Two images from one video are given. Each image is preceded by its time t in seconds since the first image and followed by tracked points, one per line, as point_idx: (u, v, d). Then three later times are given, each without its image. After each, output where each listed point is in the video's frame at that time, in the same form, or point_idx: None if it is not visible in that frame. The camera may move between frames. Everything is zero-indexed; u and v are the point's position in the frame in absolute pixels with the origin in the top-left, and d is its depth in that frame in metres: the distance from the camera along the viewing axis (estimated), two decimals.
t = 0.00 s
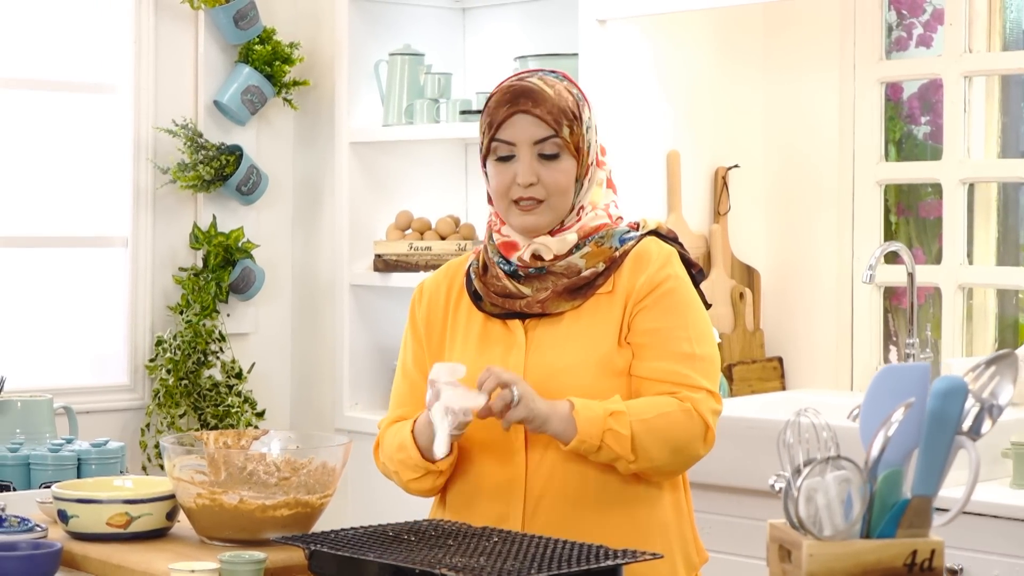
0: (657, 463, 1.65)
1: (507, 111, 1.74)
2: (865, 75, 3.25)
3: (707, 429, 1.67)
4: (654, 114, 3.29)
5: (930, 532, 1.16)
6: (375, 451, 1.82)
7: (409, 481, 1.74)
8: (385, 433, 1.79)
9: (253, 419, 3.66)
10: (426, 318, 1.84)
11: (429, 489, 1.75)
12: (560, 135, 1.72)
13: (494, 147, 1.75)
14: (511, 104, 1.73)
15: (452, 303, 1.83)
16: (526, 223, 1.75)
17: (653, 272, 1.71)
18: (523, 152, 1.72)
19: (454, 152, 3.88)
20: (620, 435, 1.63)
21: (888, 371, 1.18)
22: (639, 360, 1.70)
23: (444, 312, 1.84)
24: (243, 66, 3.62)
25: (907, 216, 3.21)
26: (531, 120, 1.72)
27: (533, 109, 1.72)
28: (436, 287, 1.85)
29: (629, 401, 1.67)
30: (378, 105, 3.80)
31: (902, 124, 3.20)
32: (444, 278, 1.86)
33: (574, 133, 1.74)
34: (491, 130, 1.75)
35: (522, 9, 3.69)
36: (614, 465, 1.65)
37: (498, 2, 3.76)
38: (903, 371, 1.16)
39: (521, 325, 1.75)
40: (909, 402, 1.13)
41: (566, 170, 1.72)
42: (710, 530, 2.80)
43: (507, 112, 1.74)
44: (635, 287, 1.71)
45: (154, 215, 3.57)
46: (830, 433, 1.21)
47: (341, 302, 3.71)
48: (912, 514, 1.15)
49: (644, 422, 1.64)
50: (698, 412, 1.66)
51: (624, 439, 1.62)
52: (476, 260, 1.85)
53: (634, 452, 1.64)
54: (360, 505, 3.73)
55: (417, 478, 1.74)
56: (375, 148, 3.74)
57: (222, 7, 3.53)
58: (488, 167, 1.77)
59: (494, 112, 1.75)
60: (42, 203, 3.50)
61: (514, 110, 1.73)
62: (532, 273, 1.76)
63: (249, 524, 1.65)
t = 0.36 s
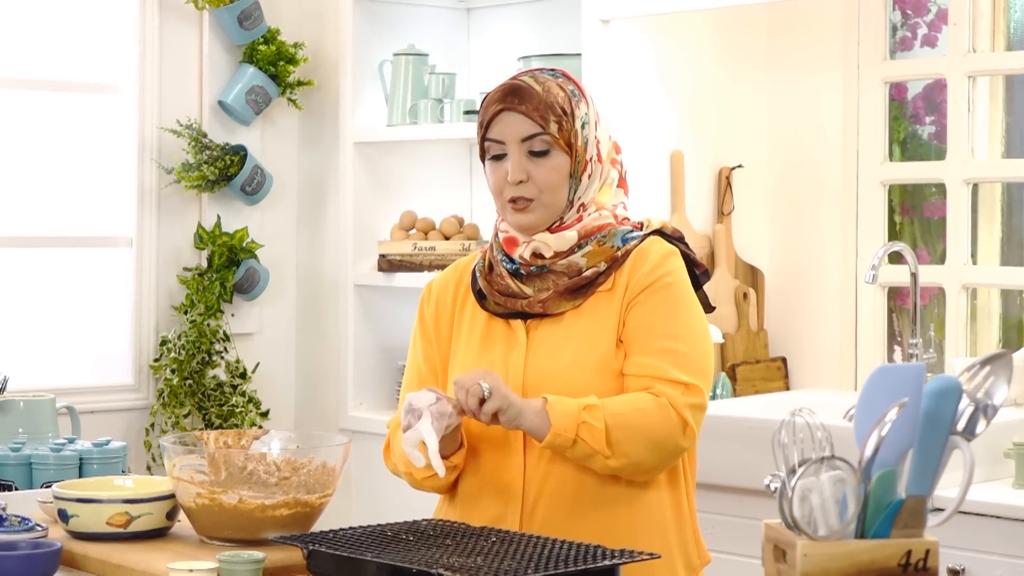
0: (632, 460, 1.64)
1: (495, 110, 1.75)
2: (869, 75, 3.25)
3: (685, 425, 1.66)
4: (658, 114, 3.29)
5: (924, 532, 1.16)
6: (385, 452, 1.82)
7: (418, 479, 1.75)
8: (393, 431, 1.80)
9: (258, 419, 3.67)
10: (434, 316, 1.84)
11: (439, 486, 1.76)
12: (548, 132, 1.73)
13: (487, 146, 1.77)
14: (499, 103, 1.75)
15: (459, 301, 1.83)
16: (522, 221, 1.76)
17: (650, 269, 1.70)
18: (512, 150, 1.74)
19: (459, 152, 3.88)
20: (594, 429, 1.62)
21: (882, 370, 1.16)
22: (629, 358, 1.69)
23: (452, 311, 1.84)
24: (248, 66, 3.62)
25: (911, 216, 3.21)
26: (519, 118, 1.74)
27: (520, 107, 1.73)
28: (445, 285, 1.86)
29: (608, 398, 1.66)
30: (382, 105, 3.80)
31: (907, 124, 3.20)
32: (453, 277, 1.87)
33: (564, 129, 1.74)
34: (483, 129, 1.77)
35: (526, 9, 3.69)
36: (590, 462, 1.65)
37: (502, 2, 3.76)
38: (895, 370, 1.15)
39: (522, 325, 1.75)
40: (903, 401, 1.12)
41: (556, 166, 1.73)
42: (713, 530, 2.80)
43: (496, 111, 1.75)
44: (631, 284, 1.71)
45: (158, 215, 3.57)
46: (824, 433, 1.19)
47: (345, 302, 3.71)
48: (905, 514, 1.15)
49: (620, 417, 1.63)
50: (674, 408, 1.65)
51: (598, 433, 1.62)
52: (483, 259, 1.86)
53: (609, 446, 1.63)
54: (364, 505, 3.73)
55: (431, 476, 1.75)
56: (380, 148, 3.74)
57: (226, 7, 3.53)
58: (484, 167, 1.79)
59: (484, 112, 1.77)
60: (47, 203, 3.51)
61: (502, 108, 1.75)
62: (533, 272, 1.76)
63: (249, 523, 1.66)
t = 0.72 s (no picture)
0: (631, 449, 1.63)
1: (499, 104, 1.76)
2: (872, 76, 3.24)
3: (683, 413, 1.64)
4: (662, 114, 3.28)
5: (919, 532, 1.16)
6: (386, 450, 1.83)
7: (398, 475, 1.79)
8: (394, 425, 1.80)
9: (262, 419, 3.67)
10: (438, 313, 1.84)
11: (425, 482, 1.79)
12: (550, 127, 1.73)
13: (490, 141, 1.78)
14: (503, 98, 1.76)
15: (462, 300, 1.83)
16: (523, 217, 1.76)
17: (649, 265, 1.70)
18: (514, 144, 1.74)
19: (463, 152, 3.88)
20: (590, 418, 1.61)
21: (877, 370, 1.16)
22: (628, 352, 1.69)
23: (455, 307, 1.84)
24: (252, 66, 3.62)
25: (915, 216, 3.20)
26: (522, 112, 1.74)
27: (523, 101, 1.74)
28: (449, 282, 1.86)
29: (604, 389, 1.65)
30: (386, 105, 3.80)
31: (911, 124, 3.19)
32: (458, 274, 1.87)
33: (566, 125, 1.75)
34: (487, 125, 1.78)
35: (530, 8, 3.69)
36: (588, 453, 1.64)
37: (506, 2, 3.76)
38: (891, 369, 1.15)
39: (524, 324, 1.75)
40: (896, 401, 1.12)
41: (558, 161, 1.73)
42: (715, 530, 2.80)
43: (500, 106, 1.76)
44: (631, 279, 1.71)
45: (162, 216, 3.58)
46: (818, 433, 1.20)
47: (349, 302, 3.72)
48: (900, 514, 1.15)
49: (615, 405, 1.62)
50: (671, 397, 1.63)
51: (594, 422, 1.61)
52: (486, 259, 1.86)
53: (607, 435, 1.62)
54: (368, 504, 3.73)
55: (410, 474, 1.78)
56: (384, 148, 3.75)
57: (230, 7, 3.53)
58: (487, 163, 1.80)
59: (489, 107, 1.78)
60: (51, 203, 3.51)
61: (505, 104, 1.76)
62: (536, 271, 1.77)
63: (248, 523, 1.66)
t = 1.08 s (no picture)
0: (627, 443, 1.63)
1: (500, 106, 1.76)
2: (875, 75, 3.24)
3: (681, 412, 1.64)
4: (664, 114, 3.29)
5: (911, 532, 1.16)
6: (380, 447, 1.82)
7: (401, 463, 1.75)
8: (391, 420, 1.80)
9: (264, 419, 3.68)
10: (438, 313, 1.85)
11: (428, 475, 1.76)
12: (552, 129, 1.73)
13: (492, 142, 1.78)
14: (504, 99, 1.76)
15: (462, 300, 1.83)
16: (524, 218, 1.76)
17: (649, 265, 1.71)
18: (516, 146, 1.74)
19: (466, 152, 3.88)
20: (586, 410, 1.61)
21: (870, 370, 1.16)
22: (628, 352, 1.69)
23: (455, 306, 1.84)
24: (255, 66, 3.63)
25: (918, 216, 3.19)
26: (523, 114, 1.74)
27: (525, 103, 1.74)
28: (449, 281, 1.86)
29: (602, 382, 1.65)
30: (389, 105, 3.80)
31: (914, 124, 3.18)
32: (458, 274, 1.87)
33: (568, 126, 1.74)
34: (488, 125, 1.78)
35: (532, 8, 3.68)
36: (581, 444, 1.63)
37: (509, 2, 3.76)
38: (884, 368, 1.15)
39: (523, 323, 1.76)
40: (888, 401, 1.13)
41: (559, 163, 1.73)
42: (716, 530, 2.80)
43: (501, 107, 1.76)
44: (630, 280, 1.71)
45: (166, 215, 3.58)
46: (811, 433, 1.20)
47: (353, 302, 3.72)
48: (892, 514, 1.15)
49: (613, 399, 1.62)
50: (670, 394, 1.63)
51: (590, 414, 1.61)
52: (486, 259, 1.86)
53: (602, 430, 1.62)
54: (370, 504, 3.74)
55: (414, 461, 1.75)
56: (387, 148, 3.75)
57: (233, 8, 3.54)
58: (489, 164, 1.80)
59: (490, 108, 1.78)
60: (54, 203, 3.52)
61: (507, 105, 1.76)
62: (535, 271, 1.76)
63: (246, 522, 1.66)
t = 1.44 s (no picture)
0: (632, 446, 1.63)
1: (499, 106, 1.76)
2: (877, 76, 3.24)
3: (684, 414, 1.65)
4: (666, 115, 3.29)
5: (904, 532, 1.16)
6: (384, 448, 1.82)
7: (419, 460, 1.74)
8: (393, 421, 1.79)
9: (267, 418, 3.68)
10: (438, 312, 1.85)
11: (441, 471, 1.76)
12: (550, 129, 1.73)
13: (491, 142, 1.78)
14: (503, 99, 1.76)
15: (461, 300, 1.83)
16: (522, 218, 1.76)
17: (648, 266, 1.71)
18: (514, 146, 1.74)
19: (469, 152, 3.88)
20: (588, 420, 1.62)
21: (862, 370, 1.17)
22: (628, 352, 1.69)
23: (455, 304, 1.84)
24: (258, 66, 3.63)
25: (921, 216, 3.19)
26: (522, 114, 1.74)
27: (523, 103, 1.74)
28: (449, 281, 1.86)
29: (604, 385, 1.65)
30: (392, 106, 3.81)
31: (917, 124, 3.18)
32: (457, 274, 1.87)
33: (566, 127, 1.75)
34: (487, 125, 1.79)
35: (536, 8, 3.68)
36: (586, 448, 1.64)
37: (512, 2, 3.76)
38: (877, 369, 1.16)
39: (522, 323, 1.76)
40: (880, 401, 1.13)
41: (557, 164, 1.73)
42: (717, 530, 2.80)
43: (500, 107, 1.76)
44: (629, 281, 1.71)
45: (169, 215, 3.59)
46: (805, 433, 1.18)
47: (356, 302, 3.72)
48: (885, 514, 1.15)
49: (617, 405, 1.62)
50: (673, 396, 1.64)
51: (592, 424, 1.62)
52: (485, 259, 1.86)
53: (605, 436, 1.63)
54: (373, 504, 3.74)
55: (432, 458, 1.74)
56: (390, 148, 3.75)
57: (237, 8, 3.54)
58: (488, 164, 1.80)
59: (489, 108, 1.78)
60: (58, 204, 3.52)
61: (506, 105, 1.76)
62: (533, 270, 1.77)
63: (244, 522, 1.66)
